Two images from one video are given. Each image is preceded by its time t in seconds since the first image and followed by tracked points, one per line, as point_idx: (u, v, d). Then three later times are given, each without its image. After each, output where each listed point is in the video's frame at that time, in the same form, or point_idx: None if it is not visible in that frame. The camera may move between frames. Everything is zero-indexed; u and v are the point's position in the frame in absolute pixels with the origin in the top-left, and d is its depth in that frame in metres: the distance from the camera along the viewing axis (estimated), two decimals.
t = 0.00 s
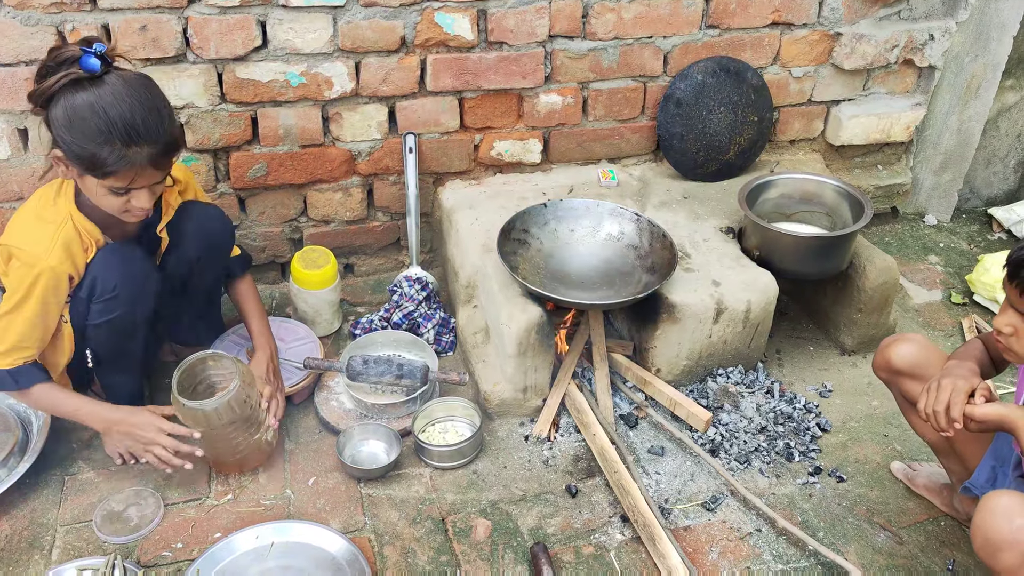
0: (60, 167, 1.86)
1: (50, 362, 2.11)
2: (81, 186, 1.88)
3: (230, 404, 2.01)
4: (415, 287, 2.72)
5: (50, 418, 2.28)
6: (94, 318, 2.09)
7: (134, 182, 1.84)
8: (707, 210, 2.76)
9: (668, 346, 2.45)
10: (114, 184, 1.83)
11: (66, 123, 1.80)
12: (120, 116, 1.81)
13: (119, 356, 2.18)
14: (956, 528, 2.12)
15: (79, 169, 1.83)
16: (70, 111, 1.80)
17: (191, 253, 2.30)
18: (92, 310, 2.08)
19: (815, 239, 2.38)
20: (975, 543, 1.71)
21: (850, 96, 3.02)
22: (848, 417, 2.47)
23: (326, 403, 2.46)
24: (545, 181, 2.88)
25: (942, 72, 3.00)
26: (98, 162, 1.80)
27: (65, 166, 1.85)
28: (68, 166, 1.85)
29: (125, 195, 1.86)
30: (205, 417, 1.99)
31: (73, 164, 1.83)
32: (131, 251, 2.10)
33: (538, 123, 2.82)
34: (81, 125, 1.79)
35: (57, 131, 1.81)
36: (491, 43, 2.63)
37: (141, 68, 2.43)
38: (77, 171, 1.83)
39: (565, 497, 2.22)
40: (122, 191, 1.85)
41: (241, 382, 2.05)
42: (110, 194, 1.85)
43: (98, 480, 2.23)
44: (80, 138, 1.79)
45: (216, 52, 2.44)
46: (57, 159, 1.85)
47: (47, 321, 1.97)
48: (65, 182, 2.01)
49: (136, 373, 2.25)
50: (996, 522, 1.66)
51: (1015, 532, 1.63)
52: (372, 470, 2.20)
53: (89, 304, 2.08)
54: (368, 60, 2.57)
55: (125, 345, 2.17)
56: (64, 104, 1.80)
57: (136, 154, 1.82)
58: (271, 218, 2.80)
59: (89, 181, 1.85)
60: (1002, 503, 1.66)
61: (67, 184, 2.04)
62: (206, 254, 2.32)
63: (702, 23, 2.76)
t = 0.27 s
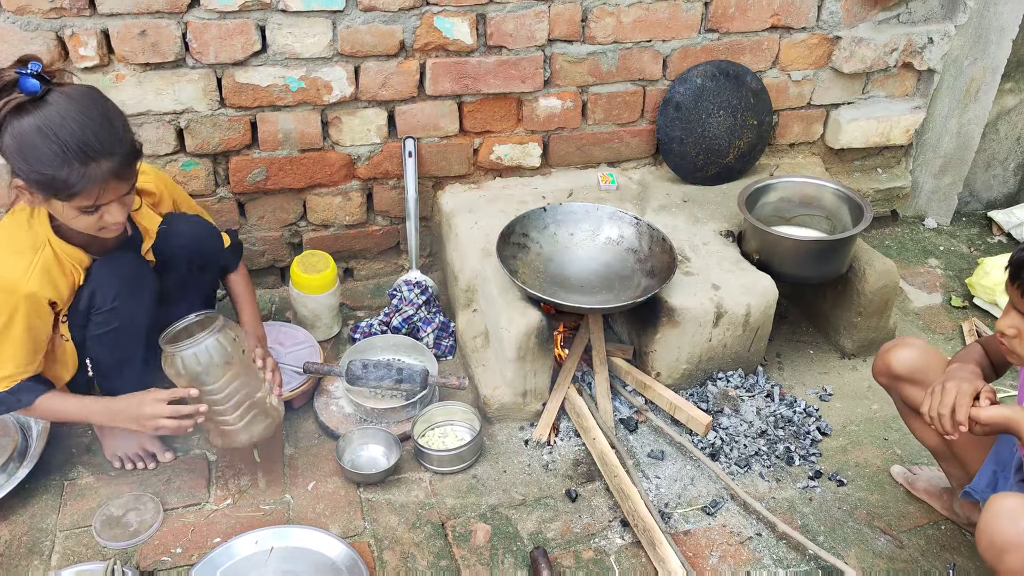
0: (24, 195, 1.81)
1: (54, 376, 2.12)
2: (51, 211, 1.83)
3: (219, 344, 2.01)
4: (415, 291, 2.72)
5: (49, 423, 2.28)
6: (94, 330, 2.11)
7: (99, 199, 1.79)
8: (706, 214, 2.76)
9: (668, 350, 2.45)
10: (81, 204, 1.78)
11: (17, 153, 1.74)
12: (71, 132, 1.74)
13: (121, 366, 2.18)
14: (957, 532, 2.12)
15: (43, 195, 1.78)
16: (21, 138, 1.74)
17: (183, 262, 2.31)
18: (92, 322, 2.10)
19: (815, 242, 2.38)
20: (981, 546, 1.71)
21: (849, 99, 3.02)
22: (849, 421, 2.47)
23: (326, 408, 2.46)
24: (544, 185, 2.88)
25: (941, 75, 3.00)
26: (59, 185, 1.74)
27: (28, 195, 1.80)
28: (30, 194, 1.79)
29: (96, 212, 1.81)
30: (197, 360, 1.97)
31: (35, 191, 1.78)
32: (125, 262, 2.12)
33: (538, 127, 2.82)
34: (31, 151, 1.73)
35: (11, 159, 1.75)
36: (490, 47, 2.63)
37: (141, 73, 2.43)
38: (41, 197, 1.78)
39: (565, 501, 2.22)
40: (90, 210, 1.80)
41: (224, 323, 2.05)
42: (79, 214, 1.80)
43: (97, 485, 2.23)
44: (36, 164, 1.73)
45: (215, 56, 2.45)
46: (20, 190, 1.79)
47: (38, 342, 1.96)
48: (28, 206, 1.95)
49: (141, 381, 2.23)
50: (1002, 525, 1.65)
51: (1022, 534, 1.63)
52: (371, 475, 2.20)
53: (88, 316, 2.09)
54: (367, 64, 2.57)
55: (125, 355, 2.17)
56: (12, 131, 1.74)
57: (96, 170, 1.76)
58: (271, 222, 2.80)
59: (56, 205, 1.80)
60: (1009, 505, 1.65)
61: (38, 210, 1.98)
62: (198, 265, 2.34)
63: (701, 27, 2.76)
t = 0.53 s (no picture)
0: (55, 169, 1.85)
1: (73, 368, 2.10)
2: (82, 180, 1.88)
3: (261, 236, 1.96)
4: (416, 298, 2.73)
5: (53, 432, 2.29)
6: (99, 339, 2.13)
7: (128, 136, 1.86)
8: (708, 221, 2.76)
9: (670, 357, 2.45)
10: (114, 148, 1.85)
11: (42, 112, 1.78)
12: (82, 78, 1.81)
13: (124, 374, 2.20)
14: (960, 540, 2.11)
15: (75, 157, 1.83)
16: (36, 109, 1.78)
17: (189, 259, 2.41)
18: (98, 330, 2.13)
19: (816, 250, 2.38)
20: (974, 544, 1.71)
21: (850, 106, 3.02)
22: (851, 428, 2.47)
23: (328, 415, 2.46)
24: (546, 192, 2.88)
25: (942, 82, 3.01)
26: (90, 133, 1.81)
27: (58, 166, 1.84)
28: (61, 165, 1.84)
29: (125, 159, 1.89)
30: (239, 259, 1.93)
31: (67, 157, 1.83)
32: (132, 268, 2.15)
33: (539, 134, 2.83)
34: (61, 105, 1.78)
35: (33, 134, 1.80)
36: (492, 55, 2.64)
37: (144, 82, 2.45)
38: (74, 159, 1.83)
39: (567, 509, 2.22)
40: (121, 155, 1.87)
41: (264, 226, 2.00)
42: (112, 163, 1.87)
43: (100, 493, 2.23)
44: (62, 123, 1.79)
45: (218, 65, 2.46)
46: (51, 165, 1.84)
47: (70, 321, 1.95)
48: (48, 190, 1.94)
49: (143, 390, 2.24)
50: (994, 523, 1.65)
51: (1013, 531, 1.63)
52: (373, 482, 2.20)
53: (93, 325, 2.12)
54: (369, 73, 2.58)
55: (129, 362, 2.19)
56: (27, 105, 1.78)
57: (116, 104, 1.83)
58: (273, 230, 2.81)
59: (89, 163, 1.85)
60: (1001, 502, 1.65)
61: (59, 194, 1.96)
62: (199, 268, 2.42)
63: (702, 35, 2.77)
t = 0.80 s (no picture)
0: (144, 134, 2.07)
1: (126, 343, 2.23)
2: (167, 143, 2.09)
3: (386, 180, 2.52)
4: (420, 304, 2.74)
5: (57, 437, 2.29)
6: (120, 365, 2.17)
7: (207, 96, 2.10)
8: (710, 226, 2.77)
9: (673, 363, 2.45)
10: (196, 105, 2.08)
11: (130, 81, 2.03)
12: (164, 49, 2.06)
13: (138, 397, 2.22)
14: (965, 546, 2.11)
15: (163, 117, 2.06)
16: (126, 79, 2.03)
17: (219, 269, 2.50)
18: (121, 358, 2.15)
19: (820, 255, 2.38)
20: (980, 551, 1.71)
21: (853, 112, 3.03)
22: (854, 433, 2.47)
23: (332, 420, 2.46)
24: (549, 198, 2.88)
25: (945, 88, 3.01)
26: (177, 93, 2.04)
27: (148, 130, 2.07)
28: (149, 127, 2.07)
29: (208, 118, 2.11)
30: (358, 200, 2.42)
31: (155, 117, 2.05)
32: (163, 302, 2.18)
33: (542, 140, 2.84)
34: (145, 70, 2.03)
35: (123, 102, 2.04)
36: (495, 61, 2.65)
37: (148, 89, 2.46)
38: (161, 121, 2.06)
39: (571, 514, 2.22)
40: (202, 114, 2.10)
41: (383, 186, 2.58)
42: (195, 122, 2.09)
43: (104, 498, 2.23)
44: (150, 88, 2.03)
45: (222, 72, 2.47)
46: (139, 127, 2.06)
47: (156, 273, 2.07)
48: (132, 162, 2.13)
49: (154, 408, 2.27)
50: (1000, 529, 1.65)
51: (1020, 538, 1.62)
52: (377, 488, 2.20)
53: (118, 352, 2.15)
54: (373, 79, 2.58)
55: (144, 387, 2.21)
56: (117, 77, 2.03)
57: (194, 67, 2.08)
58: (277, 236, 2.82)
59: (175, 122, 2.07)
60: (1007, 509, 1.65)
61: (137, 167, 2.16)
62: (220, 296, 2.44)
63: (704, 41, 2.77)
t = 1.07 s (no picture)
0: (224, 117, 2.03)
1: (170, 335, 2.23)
2: (245, 126, 2.06)
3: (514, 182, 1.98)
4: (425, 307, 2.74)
5: (62, 440, 2.30)
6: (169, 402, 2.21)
7: (286, 83, 2.07)
8: (715, 228, 2.77)
9: (678, 365, 2.45)
10: (277, 93, 2.06)
11: (218, 62, 2.00)
12: (247, 36, 2.04)
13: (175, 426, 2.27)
14: (971, 549, 2.10)
15: (244, 100, 2.02)
16: (211, 61, 2.00)
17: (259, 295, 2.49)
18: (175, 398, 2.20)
19: (825, 258, 2.38)
20: (985, 553, 1.70)
21: (857, 114, 3.02)
22: (860, 436, 2.46)
23: (337, 423, 2.46)
24: (553, 200, 2.88)
25: (949, 90, 3.01)
26: (260, 77, 2.02)
27: (228, 113, 2.03)
28: (231, 111, 2.03)
29: (284, 106, 2.09)
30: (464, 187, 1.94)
31: (238, 100, 2.02)
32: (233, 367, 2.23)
33: (546, 143, 2.84)
34: (233, 54, 2.00)
35: (207, 83, 2.01)
36: (499, 64, 2.65)
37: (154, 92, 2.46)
38: (243, 103, 2.03)
39: (576, 517, 2.21)
40: (282, 100, 2.07)
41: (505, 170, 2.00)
42: (273, 109, 2.06)
43: (109, 501, 2.23)
44: (233, 70, 2.00)
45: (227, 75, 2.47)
46: (220, 109, 2.02)
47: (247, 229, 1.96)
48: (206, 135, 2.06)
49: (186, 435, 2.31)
50: (1005, 531, 1.64)
51: None
52: (382, 490, 2.19)
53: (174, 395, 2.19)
54: (377, 82, 2.59)
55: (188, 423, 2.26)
56: (201, 60, 2.01)
57: (277, 55, 2.05)
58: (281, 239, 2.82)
59: (256, 107, 2.04)
60: (1011, 511, 1.64)
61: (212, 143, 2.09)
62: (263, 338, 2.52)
63: (708, 43, 2.77)
